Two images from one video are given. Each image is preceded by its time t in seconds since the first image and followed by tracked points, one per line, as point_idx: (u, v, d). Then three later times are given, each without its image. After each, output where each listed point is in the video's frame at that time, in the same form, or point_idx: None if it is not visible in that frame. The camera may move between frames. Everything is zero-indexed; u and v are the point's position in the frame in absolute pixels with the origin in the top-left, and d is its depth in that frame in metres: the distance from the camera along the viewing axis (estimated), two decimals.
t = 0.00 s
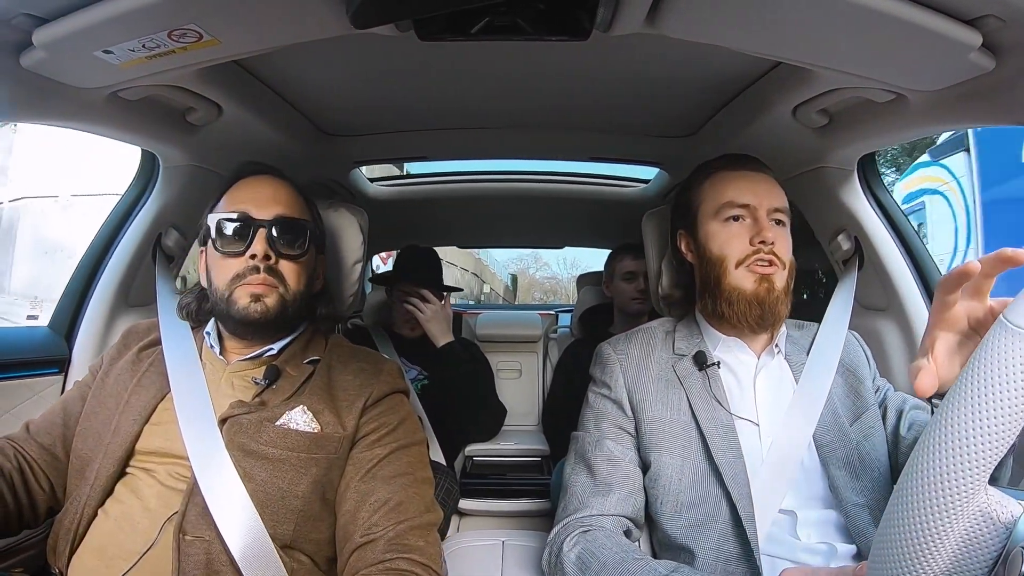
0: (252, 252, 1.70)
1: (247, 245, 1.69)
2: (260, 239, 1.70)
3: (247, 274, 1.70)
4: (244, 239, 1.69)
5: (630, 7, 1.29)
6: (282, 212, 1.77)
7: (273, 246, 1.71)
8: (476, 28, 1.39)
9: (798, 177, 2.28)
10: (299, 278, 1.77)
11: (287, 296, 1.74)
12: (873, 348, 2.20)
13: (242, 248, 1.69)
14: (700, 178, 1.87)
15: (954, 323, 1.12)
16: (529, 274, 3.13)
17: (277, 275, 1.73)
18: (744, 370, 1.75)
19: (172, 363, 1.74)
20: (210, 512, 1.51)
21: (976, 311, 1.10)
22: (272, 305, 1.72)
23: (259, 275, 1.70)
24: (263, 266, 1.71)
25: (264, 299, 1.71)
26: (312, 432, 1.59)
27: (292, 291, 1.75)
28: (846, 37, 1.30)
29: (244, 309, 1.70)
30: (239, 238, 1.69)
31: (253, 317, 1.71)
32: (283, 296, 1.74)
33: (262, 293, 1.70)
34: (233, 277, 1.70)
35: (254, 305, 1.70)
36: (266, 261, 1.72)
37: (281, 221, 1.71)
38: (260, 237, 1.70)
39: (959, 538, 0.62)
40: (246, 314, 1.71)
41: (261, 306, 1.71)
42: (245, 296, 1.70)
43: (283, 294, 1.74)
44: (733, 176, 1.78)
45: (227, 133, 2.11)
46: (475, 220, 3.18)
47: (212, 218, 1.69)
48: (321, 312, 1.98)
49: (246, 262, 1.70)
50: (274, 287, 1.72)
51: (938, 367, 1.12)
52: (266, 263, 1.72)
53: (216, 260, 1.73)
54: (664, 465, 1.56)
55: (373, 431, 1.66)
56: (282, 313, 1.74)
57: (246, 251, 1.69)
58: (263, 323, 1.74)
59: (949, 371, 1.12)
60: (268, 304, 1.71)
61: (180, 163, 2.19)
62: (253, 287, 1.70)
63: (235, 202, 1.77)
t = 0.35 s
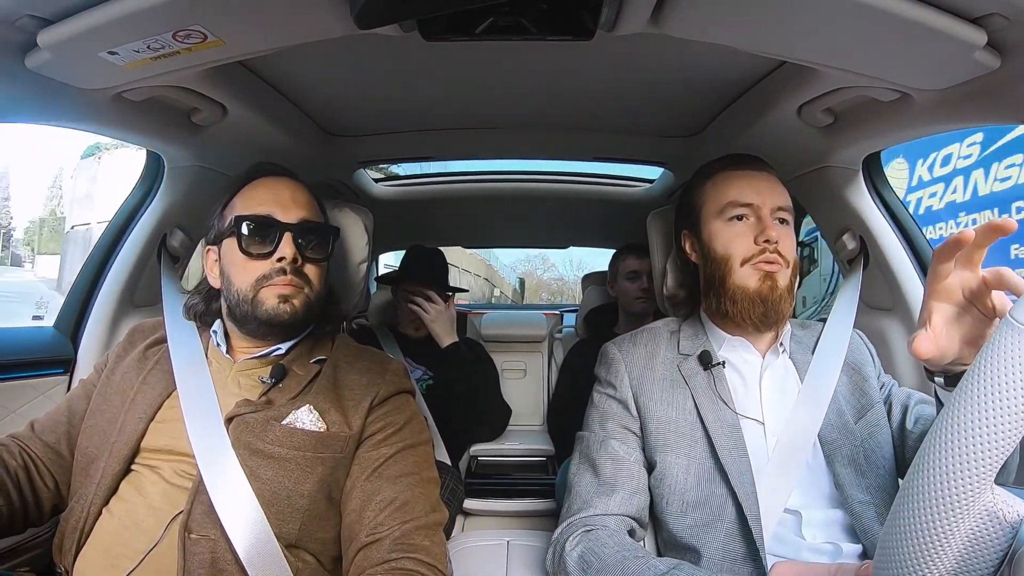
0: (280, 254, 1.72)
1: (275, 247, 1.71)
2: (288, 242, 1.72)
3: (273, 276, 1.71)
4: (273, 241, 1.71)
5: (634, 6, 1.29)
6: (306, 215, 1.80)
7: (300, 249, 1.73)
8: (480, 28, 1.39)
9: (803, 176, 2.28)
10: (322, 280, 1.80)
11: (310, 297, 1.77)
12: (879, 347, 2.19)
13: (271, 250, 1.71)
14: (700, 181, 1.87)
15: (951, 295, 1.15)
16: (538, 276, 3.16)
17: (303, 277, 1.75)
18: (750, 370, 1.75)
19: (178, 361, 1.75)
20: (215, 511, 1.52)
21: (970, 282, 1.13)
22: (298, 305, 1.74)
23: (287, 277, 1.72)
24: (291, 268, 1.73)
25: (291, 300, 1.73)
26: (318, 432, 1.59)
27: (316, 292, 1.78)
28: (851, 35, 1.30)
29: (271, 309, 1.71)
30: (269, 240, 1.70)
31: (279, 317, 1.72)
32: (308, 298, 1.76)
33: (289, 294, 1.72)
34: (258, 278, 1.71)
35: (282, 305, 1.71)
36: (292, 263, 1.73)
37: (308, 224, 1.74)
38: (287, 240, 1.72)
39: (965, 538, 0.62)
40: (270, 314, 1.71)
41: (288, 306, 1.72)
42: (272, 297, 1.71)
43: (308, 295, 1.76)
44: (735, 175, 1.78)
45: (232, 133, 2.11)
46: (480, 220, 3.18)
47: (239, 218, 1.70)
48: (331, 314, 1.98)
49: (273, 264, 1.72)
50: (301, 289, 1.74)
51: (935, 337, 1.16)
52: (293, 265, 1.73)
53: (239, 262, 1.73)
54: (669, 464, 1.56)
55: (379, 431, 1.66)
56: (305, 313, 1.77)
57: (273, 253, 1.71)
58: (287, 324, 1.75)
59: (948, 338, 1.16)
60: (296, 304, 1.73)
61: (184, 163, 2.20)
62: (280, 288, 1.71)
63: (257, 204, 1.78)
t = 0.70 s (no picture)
0: (280, 257, 1.71)
1: (275, 250, 1.70)
2: (289, 245, 1.71)
3: (273, 278, 1.70)
4: (272, 244, 1.70)
5: (636, 6, 1.29)
6: (308, 218, 1.79)
7: (301, 252, 1.72)
8: (481, 28, 1.39)
9: (805, 175, 2.27)
10: (323, 284, 1.79)
11: (310, 300, 1.76)
12: (882, 346, 2.19)
13: (271, 253, 1.70)
14: (704, 180, 1.88)
15: (938, 287, 1.11)
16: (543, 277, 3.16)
17: (304, 280, 1.74)
18: (753, 368, 1.75)
19: (181, 362, 1.75)
20: (220, 512, 1.52)
21: (960, 275, 1.08)
22: (298, 308, 1.74)
23: (286, 279, 1.71)
24: (290, 271, 1.72)
25: (290, 302, 1.72)
26: (325, 432, 1.60)
27: (317, 295, 1.77)
28: (852, 34, 1.29)
29: (270, 312, 1.71)
30: (270, 243, 1.70)
31: (279, 320, 1.72)
32: (308, 300, 1.75)
33: (288, 296, 1.72)
34: (257, 280, 1.71)
35: (281, 307, 1.71)
36: (293, 266, 1.72)
37: (310, 227, 1.73)
38: (288, 243, 1.71)
39: (969, 536, 0.62)
40: (270, 316, 1.71)
41: (288, 309, 1.72)
42: (271, 298, 1.71)
43: (309, 297, 1.75)
44: (740, 175, 1.78)
45: (234, 135, 2.11)
46: (482, 220, 3.18)
47: (241, 221, 1.70)
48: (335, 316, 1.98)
49: (272, 266, 1.71)
50: (301, 292, 1.74)
51: (927, 327, 1.13)
52: (293, 269, 1.73)
53: (241, 264, 1.73)
54: (672, 464, 1.56)
55: (384, 432, 1.66)
56: (306, 316, 1.76)
57: (274, 256, 1.71)
58: (287, 326, 1.75)
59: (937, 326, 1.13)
60: (295, 306, 1.73)
61: (186, 165, 2.20)
62: (279, 291, 1.71)
63: (259, 206, 1.79)
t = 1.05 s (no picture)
0: (252, 261, 1.70)
1: (247, 254, 1.69)
2: (261, 248, 1.70)
3: (245, 282, 1.70)
4: (244, 248, 1.69)
5: (635, 7, 1.29)
6: (284, 220, 1.78)
7: (273, 255, 1.71)
8: (480, 30, 1.39)
9: (805, 176, 2.27)
10: (302, 287, 1.78)
11: (288, 304, 1.75)
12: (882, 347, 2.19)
13: (242, 258, 1.69)
14: (703, 181, 1.87)
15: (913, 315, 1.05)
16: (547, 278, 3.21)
17: (279, 283, 1.74)
18: (753, 369, 1.75)
19: (180, 363, 1.75)
20: (219, 514, 1.52)
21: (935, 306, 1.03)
22: (271, 312, 1.72)
23: (258, 282, 1.71)
24: (262, 274, 1.72)
25: (263, 306, 1.72)
26: (323, 434, 1.60)
27: (293, 299, 1.76)
28: (852, 35, 1.29)
29: (242, 316, 1.71)
30: (241, 246, 1.69)
31: (253, 324, 1.72)
32: (283, 303, 1.74)
33: (261, 300, 1.71)
34: (231, 284, 1.72)
35: (252, 311, 1.71)
36: (266, 270, 1.72)
37: (283, 229, 1.72)
38: (260, 246, 1.69)
39: (972, 536, 0.62)
40: (246, 320, 1.71)
41: (260, 313, 1.71)
42: (244, 302, 1.71)
43: (284, 300, 1.75)
44: (738, 176, 1.78)
45: (234, 137, 2.11)
46: (482, 222, 3.18)
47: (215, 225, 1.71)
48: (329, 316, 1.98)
49: (244, 271, 1.70)
50: (274, 296, 1.73)
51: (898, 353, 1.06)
52: (266, 272, 1.72)
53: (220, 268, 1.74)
54: (672, 464, 1.56)
55: (383, 434, 1.66)
56: (284, 318, 1.75)
57: (247, 260, 1.70)
58: (265, 329, 1.74)
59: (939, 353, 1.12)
60: (268, 310, 1.72)
61: (186, 167, 2.20)
62: (252, 295, 1.71)
63: (239, 209, 1.79)
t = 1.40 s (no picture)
0: (255, 262, 1.70)
1: (249, 255, 1.69)
2: (263, 248, 1.70)
3: (250, 283, 1.70)
4: (246, 250, 1.69)
5: (636, 6, 1.29)
6: (284, 219, 1.79)
7: (276, 255, 1.72)
8: (481, 29, 1.39)
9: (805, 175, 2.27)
10: (304, 284, 1.79)
11: (292, 303, 1.76)
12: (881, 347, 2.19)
13: (245, 259, 1.69)
14: (664, 194, 1.87)
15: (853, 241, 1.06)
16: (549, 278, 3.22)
17: (282, 283, 1.74)
18: (746, 370, 1.75)
19: (178, 361, 1.75)
20: (217, 512, 1.52)
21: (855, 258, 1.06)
22: (277, 313, 1.73)
23: (262, 284, 1.71)
24: (266, 275, 1.72)
25: (269, 307, 1.72)
26: (320, 432, 1.60)
27: (297, 297, 1.77)
28: (852, 34, 1.29)
29: (250, 318, 1.72)
30: (244, 248, 1.69)
31: (260, 325, 1.73)
32: (288, 303, 1.75)
33: (266, 302, 1.72)
34: (235, 287, 1.71)
35: (259, 313, 1.72)
36: (270, 271, 1.72)
37: (283, 229, 1.72)
38: (262, 247, 1.70)
39: (965, 542, 0.62)
40: (253, 322, 1.72)
41: (267, 314, 1.72)
42: (249, 305, 1.71)
43: (289, 300, 1.75)
44: (688, 188, 1.77)
45: (234, 134, 2.11)
46: (482, 220, 3.18)
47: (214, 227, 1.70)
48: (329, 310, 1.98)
49: (248, 273, 1.71)
50: (279, 296, 1.74)
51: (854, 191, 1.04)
52: (270, 272, 1.72)
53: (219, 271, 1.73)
54: (668, 465, 1.56)
55: (380, 432, 1.66)
56: (289, 317, 1.76)
57: (249, 261, 1.70)
58: (272, 330, 1.76)
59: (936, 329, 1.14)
60: (274, 311, 1.73)
61: (186, 163, 2.20)
62: (257, 297, 1.71)
63: (236, 210, 1.78)
